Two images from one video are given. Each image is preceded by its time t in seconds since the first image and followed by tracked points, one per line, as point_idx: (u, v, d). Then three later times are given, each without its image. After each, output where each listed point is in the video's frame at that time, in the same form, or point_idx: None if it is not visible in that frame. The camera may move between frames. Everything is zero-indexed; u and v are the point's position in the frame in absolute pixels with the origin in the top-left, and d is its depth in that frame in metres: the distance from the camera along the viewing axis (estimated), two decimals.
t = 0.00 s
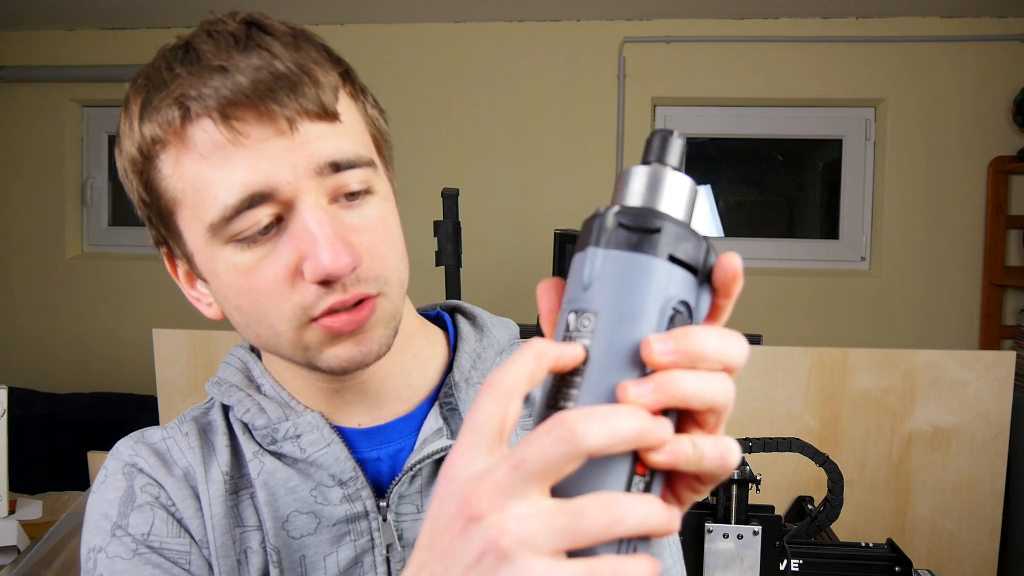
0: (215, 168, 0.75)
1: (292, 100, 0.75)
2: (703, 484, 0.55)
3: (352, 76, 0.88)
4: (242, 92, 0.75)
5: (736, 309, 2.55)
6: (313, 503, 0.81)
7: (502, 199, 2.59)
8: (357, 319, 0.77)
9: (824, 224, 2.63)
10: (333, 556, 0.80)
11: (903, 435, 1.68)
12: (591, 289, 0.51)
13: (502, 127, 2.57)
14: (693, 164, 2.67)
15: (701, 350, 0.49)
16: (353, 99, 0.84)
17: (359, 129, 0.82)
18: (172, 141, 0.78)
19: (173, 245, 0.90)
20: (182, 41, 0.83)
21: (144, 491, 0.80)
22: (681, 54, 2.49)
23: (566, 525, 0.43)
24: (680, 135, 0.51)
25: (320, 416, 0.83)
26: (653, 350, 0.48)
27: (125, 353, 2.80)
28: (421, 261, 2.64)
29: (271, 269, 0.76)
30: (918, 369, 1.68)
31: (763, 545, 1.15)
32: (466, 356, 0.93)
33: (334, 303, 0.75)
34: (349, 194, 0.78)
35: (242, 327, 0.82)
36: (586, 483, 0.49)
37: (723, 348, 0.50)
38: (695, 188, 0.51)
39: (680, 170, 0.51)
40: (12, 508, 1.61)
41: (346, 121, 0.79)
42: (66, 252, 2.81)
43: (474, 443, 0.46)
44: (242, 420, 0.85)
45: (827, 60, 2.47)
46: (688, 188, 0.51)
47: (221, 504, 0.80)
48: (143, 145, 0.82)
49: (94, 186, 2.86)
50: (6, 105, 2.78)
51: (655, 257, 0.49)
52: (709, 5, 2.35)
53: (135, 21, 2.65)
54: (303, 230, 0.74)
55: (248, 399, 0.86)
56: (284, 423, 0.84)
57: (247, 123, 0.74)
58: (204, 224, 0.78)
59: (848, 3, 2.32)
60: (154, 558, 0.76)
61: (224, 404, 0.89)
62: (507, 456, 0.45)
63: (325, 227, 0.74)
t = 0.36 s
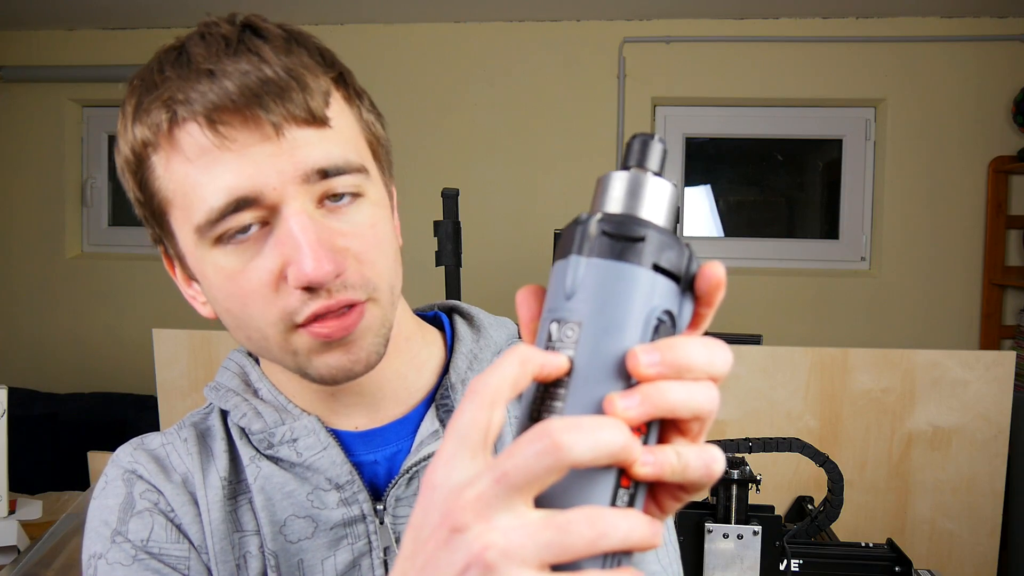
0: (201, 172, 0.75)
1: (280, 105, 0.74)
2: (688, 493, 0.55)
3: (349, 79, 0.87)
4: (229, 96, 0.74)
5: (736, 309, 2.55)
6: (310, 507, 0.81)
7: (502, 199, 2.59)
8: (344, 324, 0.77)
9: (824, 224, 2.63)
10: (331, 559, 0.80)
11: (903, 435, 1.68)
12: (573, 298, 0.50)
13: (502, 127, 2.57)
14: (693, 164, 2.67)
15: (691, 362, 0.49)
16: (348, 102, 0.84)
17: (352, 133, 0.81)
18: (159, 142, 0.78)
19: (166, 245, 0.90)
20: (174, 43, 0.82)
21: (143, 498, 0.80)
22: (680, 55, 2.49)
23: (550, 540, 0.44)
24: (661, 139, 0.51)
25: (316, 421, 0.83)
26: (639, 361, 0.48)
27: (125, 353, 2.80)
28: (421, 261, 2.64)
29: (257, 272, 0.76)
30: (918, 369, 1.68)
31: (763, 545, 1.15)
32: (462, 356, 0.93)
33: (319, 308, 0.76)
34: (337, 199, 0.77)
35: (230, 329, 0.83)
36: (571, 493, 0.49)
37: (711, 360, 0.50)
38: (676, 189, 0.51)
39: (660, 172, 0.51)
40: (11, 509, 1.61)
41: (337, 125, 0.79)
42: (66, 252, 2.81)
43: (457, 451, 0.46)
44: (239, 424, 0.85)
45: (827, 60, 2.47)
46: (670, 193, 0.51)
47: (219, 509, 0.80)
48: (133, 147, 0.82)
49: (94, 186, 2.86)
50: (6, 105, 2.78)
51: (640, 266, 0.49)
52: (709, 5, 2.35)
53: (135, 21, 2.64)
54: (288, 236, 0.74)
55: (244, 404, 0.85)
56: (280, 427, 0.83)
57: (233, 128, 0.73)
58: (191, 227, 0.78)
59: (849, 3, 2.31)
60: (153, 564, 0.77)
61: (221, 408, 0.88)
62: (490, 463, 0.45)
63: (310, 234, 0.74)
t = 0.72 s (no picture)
0: (238, 143, 0.75)
1: (326, 90, 0.75)
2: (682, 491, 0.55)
3: (395, 83, 0.88)
4: (278, 76, 0.75)
5: (736, 310, 2.55)
6: (315, 499, 0.81)
7: (502, 199, 2.59)
8: (354, 312, 0.77)
9: (824, 225, 2.63)
10: (335, 552, 0.80)
11: (903, 435, 1.68)
12: (577, 296, 0.50)
13: (502, 127, 2.57)
14: (693, 165, 2.67)
15: (695, 364, 0.49)
16: (390, 101, 0.85)
17: (390, 131, 0.82)
18: (199, 111, 0.78)
19: (193, 218, 0.90)
20: (234, 24, 0.83)
21: (153, 489, 0.80)
22: (680, 55, 2.49)
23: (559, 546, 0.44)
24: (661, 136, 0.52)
25: (324, 415, 0.83)
26: (644, 361, 0.48)
27: (125, 353, 2.80)
28: (421, 261, 2.65)
29: (278, 247, 0.76)
30: (918, 369, 1.68)
31: (763, 545, 1.15)
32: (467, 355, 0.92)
33: (333, 289, 0.76)
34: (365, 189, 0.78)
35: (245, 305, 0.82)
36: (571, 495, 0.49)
37: (713, 360, 0.50)
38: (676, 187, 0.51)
39: (661, 169, 0.51)
40: (11, 508, 1.60)
41: (376, 121, 0.80)
42: (67, 252, 2.81)
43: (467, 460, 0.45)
44: (248, 417, 0.84)
45: (827, 60, 2.47)
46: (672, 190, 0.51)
47: (227, 501, 0.80)
48: (173, 116, 0.82)
49: (94, 186, 2.86)
50: (6, 106, 2.78)
51: (645, 266, 0.49)
52: (709, 6, 2.35)
53: (135, 22, 2.64)
54: (314, 215, 0.75)
55: (254, 397, 0.85)
56: (289, 420, 0.83)
57: (276, 106, 0.74)
58: (220, 197, 0.79)
59: (849, 3, 2.31)
60: (162, 553, 0.77)
61: (232, 402, 0.88)
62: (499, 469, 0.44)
63: (335, 218, 0.75)
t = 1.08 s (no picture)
0: (289, 116, 0.81)
1: (370, 72, 0.83)
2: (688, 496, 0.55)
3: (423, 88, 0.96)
4: (328, 56, 0.83)
5: (736, 310, 2.55)
6: (328, 491, 0.82)
7: (502, 199, 2.59)
8: (394, 281, 0.79)
9: (824, 225, 2.63)
10: (346, 543, 0.81)
11: (903, 435, 1.68)
12: (567, 307, 0.50)
13: (502, 127, 2.57)
14: (693, 165, 2.67)
15: (678, 372, 0.49)
16: (417, 98, 0.92)
17: (420, 122, 0.88)
18: (250, 91, 0.84)
19: (227, 205, 0.93)
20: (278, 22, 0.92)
21: (165, 483, 0.82)
22: (680, 55, 2.49)
23: None
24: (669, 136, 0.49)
25: (339, 408, 0.84)
26: (622, 372, 0.48)
27: (125, 353, 2.80)
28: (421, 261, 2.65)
29: (322, 216, 0.80)
30: (918, 369, 1.68)
31: (763, 545, 1.15)
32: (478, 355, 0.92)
33: (375, 258, 0.78)
34: (401, 167, 0.83)
35: (280, 283, 0.85)
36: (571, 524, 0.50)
37: (701, 368, 0.50)
38: (678, 189, 0.49)
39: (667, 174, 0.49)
40: (12, 508, 1.60)
41: (410, 107, 0.86)
42: (67, 252, 2.81)
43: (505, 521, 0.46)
44: (264, 410, 0.86)
45: (826, 60, 2.47)
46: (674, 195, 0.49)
47: (239, 494, 0.81)
48: (220, 101, 0.88)
49: (94, 186, 2.86)
50: (6, 106, 2.78)
51: (635, 275, 0.48)
52: (709, 6, 2.35)
53: (135, 21, 2.64)
54: (356, 183, 0.79)
55: (271, 391, 0.87)
56: (304, 414, 0.85)
57: (326, 81, 0.81)
58: (265, 169, 0.83)
59: (849, 3, 2.31)
60: (175, 547, 0.78)
61: (248, 395, 0.90)
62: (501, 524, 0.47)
63: (378, 184, 0.79)
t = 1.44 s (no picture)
0: (316, 109, 0.84)
1: (397, 73, 0.85)
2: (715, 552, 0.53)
3: (458, 95, 0.98)
4: (359, 56, 0.86)
5: (736, 310, 2.55)
6: (339, 481, 0.82)
7: (502, 199, 2.59)
8: (403, 275, 0.80)
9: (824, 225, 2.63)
10: (357, 533, 0.81)
11: (903, 435, 1.68)
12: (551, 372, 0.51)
13: (502, 127, 2.57)
14: (693, 165, 2.66)
15: (673, 442, 0.49)
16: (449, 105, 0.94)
17: (448, 126, 0.90)
18: (282, 85, 0.87)
19: (256, 196, 0.96)
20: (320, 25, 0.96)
21: (174, 470, 0.82)
22: (680, 55, 2.49)
23: None
24: (684, 196, 0.44)
25: (354, 401, 0.85)
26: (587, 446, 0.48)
27: (125, 353, 2.80)
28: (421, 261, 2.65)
29: (338, 206, 0.82)
30: (918, 369, 1.68)
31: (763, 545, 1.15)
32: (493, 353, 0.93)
33: (385, 250, 0.79)
34: (421, 167, 0.85)
35: (297, 271, 0.87)
36: None
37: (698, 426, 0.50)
38: (668, 253, 0.44)
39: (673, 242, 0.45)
40: (12, 508, 1.60)
41: (437, 111, 0.88)
42: (67, 252, 2.81)
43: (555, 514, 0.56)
44: (281, 400, 0.88)
45: (827, 60, 2.47)
46: (659, 265, 0.44)
47: (246, 483, 0.82)
48: (256, 95, 0.92)
49: (94, 186, 2.86)
50: (6, 106, 2.78)
51: (590, 352, 0.47)
52: (708, 6, 2.35)
53: (134, 21, 2.64)
54: (373, 176, 0.81)
55: (288, 380, 0.88)
56: (320, 405, 0.86)
57: (353, 80, 0.84)
58: (289, 159, 0.86)
59: (848, 3, 2.31)
60: (182, 534, 0.79)
61: (264, 385, 0.91)
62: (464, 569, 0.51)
63: (394, 178, 0.81)
